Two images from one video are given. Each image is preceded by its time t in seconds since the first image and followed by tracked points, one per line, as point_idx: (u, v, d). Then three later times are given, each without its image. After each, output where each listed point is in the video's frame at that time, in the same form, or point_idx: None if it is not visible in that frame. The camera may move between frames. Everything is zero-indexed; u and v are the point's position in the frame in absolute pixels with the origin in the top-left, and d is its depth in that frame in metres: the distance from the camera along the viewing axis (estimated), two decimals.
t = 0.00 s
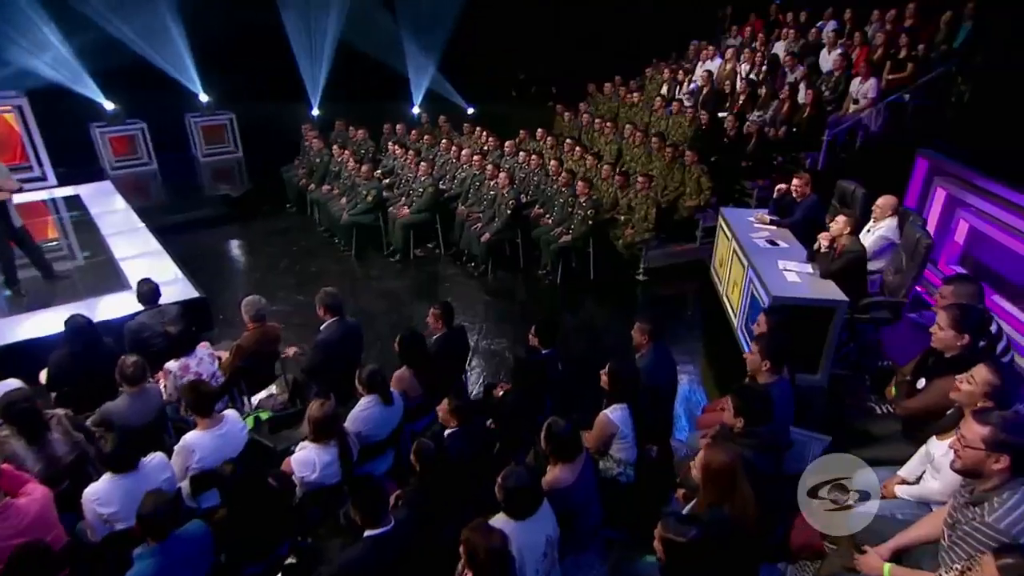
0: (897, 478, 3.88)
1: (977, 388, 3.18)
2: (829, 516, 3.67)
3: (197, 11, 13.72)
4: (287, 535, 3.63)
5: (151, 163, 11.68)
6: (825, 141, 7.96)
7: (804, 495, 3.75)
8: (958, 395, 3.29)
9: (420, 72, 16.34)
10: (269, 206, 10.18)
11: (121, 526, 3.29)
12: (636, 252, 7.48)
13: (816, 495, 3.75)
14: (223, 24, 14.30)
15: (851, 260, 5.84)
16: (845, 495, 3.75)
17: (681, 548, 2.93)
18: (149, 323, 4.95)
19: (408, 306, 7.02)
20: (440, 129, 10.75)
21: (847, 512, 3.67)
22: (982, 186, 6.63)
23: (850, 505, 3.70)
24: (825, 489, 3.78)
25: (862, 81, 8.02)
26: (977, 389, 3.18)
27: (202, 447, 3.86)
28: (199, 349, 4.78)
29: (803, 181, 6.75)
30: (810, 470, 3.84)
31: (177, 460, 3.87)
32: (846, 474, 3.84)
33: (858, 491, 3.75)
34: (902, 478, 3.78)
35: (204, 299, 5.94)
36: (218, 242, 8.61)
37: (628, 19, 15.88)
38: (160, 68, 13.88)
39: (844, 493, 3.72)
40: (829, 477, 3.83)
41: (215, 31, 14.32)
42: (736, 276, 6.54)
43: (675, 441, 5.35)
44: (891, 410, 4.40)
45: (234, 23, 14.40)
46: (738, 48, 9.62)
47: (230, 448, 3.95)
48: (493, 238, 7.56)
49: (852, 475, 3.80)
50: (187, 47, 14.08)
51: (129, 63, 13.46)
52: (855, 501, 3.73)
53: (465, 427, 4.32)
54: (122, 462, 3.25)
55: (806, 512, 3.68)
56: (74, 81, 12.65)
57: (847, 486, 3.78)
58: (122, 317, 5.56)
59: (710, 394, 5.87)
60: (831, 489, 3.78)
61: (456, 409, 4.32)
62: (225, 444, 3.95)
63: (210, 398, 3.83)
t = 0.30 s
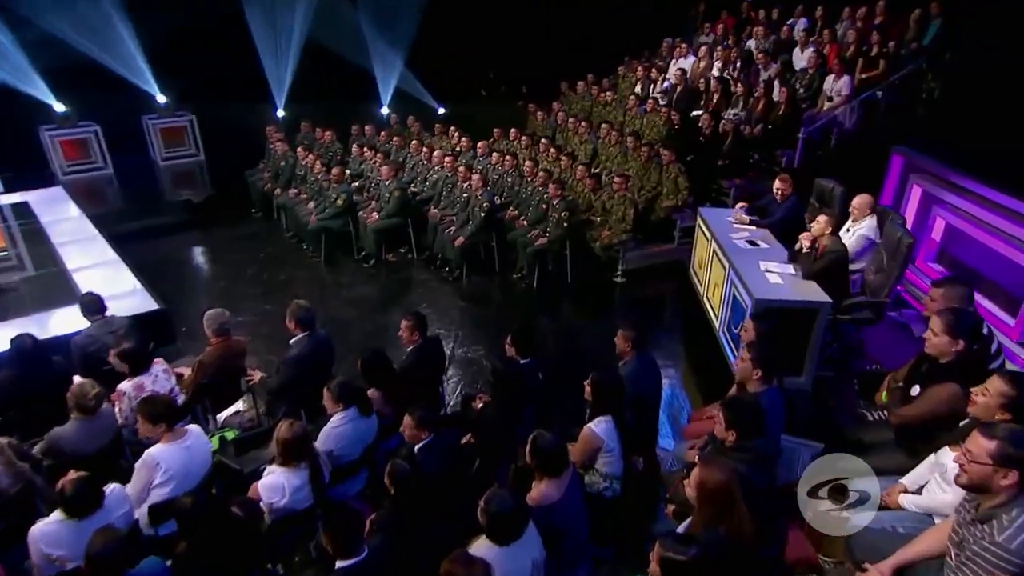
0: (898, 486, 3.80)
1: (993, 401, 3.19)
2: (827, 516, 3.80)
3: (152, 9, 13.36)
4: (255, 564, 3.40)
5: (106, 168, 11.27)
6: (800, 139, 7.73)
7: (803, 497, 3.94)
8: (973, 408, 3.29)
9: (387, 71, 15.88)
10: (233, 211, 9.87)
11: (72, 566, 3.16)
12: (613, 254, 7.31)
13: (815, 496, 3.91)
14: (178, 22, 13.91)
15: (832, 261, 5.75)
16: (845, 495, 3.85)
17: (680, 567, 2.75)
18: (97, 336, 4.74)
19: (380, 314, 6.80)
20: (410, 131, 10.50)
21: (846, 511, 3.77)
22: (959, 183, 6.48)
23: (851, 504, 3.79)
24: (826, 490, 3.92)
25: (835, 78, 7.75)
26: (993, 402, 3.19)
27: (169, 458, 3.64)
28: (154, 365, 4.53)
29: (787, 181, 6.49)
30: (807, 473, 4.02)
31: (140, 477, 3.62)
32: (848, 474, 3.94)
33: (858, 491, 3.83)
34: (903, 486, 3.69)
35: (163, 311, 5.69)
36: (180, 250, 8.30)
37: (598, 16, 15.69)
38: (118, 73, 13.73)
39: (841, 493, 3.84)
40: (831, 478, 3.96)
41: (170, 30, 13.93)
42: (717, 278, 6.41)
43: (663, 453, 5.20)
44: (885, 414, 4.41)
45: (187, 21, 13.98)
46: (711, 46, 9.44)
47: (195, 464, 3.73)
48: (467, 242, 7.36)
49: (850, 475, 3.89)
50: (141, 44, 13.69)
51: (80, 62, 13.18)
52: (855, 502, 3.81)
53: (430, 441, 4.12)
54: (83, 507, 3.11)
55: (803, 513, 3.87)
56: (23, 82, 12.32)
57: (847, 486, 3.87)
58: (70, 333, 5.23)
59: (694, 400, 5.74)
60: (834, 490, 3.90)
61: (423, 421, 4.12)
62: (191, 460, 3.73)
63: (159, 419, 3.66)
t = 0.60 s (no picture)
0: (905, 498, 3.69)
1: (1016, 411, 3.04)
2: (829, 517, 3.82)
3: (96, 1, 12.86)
4: None
5: (53, 171, 10.74)
6: (781, 135, 7.57)
7: (803, 498, 3.92)
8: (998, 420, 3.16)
9: (352, 68, 15.32)
10: (192, 216, 9.48)
11: None
12: (592, 256, 7.11)
13: (816, 498, 3.90)
14: (127, 18, 13.48)
15: (818, 261, 5.54)
16: (845, 495, 3.86)
17: None
18: (40, 355, 4.41)
19: (349, 323, 6.51)
20: (379, 131, 10.19)
21: (847, 512, 3.80)
22: (941, 179, 6.33)
23: (852, 505, 3.82)
24: (825, 489, 3.90)
25: (813, 74, 7.59)
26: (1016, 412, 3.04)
27: (132, 487, 3.35)
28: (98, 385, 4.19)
29: (768, 184, 6.33)
30: (808, 474, 4.00)
31: (99, 509, 3.32)
32: (846, 473, 3.94)
33: (857, 490, 3.85)
34: (912, 499, 3.57)
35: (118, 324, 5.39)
36: (137, 258, 7.92)
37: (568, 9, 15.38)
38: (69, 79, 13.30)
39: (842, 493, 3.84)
40: (830, 477, 3.95)
41: (119, 26, 13.46)
42: (700, 280, 6.21)
43: (649, 467, 4.96)
44: (885, 422, 4.21)
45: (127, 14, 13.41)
46: (687, 40, 9.26)
47: (159, 493, 3.45)
48: (441, 246, 7.09)
49: (849, 475, 3.89)
50: (88, 41, 13.16)
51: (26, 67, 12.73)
52: (856, 503, 3.83)
53: (411, 464, 3.84)
54: (28, 552, 2.80)
55: (805, 514, 3.86)
56: None
57: (846, 485, 3.88)
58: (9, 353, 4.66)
59: (679, 408, 5.54)
60: (833, 489, 3.89)
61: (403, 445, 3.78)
62: (156, 490, 3.44)
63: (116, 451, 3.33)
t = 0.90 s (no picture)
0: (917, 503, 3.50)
1: None
2: (829, 517, 3.73)
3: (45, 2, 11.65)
4: None
5: None
6: (760, 132, 7.40)
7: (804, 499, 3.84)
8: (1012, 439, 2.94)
9: (315, 62, 14.57)
10: (150, 223, 9.08)
11: None
12: (572, 259, 6.89)
13: (815, 498, 3.80)
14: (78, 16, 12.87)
15: (807, 262, 5.34)
16: (846, 495, 3.76)
17: None
18: None
19: (319, 334, 6.20)
20: (347, 131, 9.85)
21: (849, 511, 3.69)
22: (926, 175, 6.16)
23: (854, 504, 3.71)
24: (825, 489, 3.81)
25: (793, 69, 7.41)
26: None
27: (69, 542, 2.98)
28: (42, 413, 3.85)
29: (747, 186, 6.12)
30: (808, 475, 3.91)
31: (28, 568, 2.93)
32: (847, 473, 3.83)
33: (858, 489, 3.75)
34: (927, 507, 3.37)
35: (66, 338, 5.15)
36: (90, 268, 7.50)
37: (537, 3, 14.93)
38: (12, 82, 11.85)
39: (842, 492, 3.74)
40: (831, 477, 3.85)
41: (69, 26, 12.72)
42: (685, 283, 6.01)
43: (640, 482, 4.72)
44: (886, 432, 4.01)
45: (81, 19, 12.18)
46: (663, 34, 9.03)
47: (98, 547, 3.08)
48: (415, 251, 6.81)
49: (850, 474, 3.78)
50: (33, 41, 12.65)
51: None
52: (857, 503, 3.72)
53: (407, 491, 3.56)
54: None
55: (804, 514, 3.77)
56: None
57: (846, 485, 3.78)
58: None
59: (666, 417, 5.33)
60: (834, 489, 3.80)
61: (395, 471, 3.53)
62: (94, 544, 3.08)
63: (71, 496, 3.01)
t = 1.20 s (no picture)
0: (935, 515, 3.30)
1: None
2: (829, 517, 3.74)
3: (6, 2, 10.67)
4: None
5: None
6: (743, 129, 7.22)
7: (803, 497, 3.83)
8: None
9: (275, 57, 13.88)
10: (105, 230, 8.65)
11: None
12: (553, 262, 6.66)
13: (815, 497, 3.80)
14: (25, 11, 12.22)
15: (798, 264, 5.14)
16: (846, 494, 3.74)
17: None
18: None
19: (291, 352, 5.97)
20: (313, 132, 9.50)
21: (848, 512, 3.69)
22: (913, 172, 6.00)
23: (854, 504, 3.70)
24: (825, 489, 3.79)
25: (773, 64, 7.22)
26: None
27: None
28: None
29: (731, 185, 5.86)
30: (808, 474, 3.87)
31: None
32: (848, 471, 3.78)
33: (858, 489, 3.72)
34: (948, 521, 3.17)
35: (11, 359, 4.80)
36: (39, 279, 7.09)
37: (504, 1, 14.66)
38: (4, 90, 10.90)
39: (842, 493, 3.72)
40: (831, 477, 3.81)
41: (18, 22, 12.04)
42: (672, 287, 5.80)
43: (634, 499, 4.46)
44: (894, 445, 3.83)
45: (91, 19, 11.72)
46: (640, 29, 8.81)
47: None
48: (388, 256, 6.52)
49: (850, 474, 3.74)
50: None
51: None
52: (857, 502, 3.71)
53: (393, 523, 3.45)
54: None
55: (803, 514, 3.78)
56: None
57: (846, 484, 3.75)
58: None
59: (655, 429, 5.22)
60: (834, 489, 3.77)
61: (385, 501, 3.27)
62: None
63: (17, 550, 2.72)
